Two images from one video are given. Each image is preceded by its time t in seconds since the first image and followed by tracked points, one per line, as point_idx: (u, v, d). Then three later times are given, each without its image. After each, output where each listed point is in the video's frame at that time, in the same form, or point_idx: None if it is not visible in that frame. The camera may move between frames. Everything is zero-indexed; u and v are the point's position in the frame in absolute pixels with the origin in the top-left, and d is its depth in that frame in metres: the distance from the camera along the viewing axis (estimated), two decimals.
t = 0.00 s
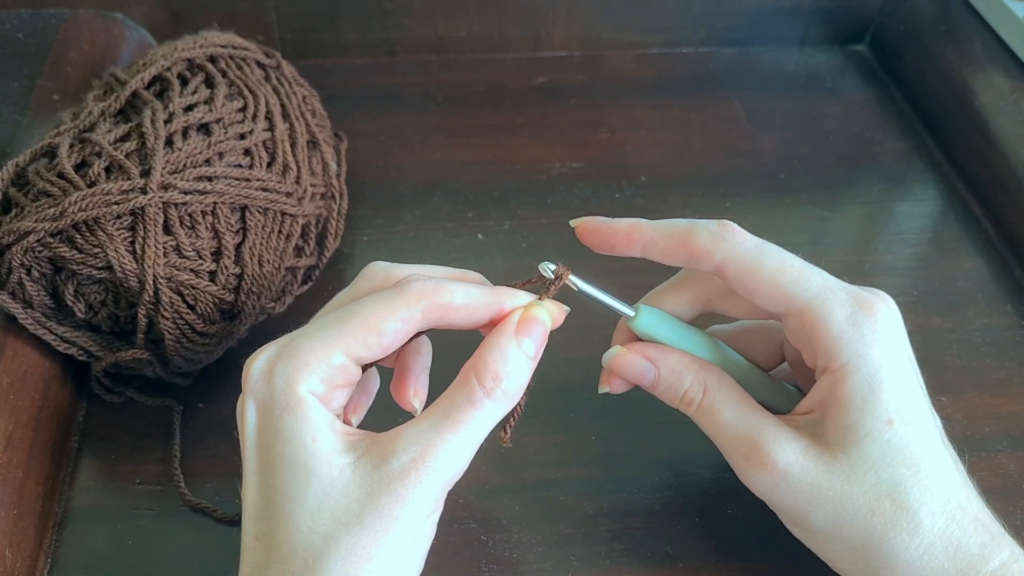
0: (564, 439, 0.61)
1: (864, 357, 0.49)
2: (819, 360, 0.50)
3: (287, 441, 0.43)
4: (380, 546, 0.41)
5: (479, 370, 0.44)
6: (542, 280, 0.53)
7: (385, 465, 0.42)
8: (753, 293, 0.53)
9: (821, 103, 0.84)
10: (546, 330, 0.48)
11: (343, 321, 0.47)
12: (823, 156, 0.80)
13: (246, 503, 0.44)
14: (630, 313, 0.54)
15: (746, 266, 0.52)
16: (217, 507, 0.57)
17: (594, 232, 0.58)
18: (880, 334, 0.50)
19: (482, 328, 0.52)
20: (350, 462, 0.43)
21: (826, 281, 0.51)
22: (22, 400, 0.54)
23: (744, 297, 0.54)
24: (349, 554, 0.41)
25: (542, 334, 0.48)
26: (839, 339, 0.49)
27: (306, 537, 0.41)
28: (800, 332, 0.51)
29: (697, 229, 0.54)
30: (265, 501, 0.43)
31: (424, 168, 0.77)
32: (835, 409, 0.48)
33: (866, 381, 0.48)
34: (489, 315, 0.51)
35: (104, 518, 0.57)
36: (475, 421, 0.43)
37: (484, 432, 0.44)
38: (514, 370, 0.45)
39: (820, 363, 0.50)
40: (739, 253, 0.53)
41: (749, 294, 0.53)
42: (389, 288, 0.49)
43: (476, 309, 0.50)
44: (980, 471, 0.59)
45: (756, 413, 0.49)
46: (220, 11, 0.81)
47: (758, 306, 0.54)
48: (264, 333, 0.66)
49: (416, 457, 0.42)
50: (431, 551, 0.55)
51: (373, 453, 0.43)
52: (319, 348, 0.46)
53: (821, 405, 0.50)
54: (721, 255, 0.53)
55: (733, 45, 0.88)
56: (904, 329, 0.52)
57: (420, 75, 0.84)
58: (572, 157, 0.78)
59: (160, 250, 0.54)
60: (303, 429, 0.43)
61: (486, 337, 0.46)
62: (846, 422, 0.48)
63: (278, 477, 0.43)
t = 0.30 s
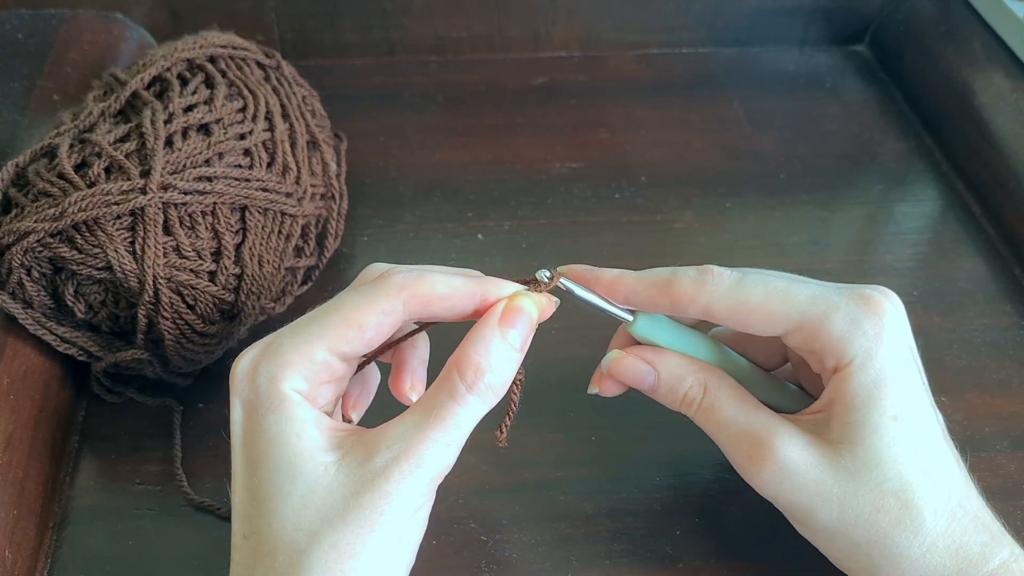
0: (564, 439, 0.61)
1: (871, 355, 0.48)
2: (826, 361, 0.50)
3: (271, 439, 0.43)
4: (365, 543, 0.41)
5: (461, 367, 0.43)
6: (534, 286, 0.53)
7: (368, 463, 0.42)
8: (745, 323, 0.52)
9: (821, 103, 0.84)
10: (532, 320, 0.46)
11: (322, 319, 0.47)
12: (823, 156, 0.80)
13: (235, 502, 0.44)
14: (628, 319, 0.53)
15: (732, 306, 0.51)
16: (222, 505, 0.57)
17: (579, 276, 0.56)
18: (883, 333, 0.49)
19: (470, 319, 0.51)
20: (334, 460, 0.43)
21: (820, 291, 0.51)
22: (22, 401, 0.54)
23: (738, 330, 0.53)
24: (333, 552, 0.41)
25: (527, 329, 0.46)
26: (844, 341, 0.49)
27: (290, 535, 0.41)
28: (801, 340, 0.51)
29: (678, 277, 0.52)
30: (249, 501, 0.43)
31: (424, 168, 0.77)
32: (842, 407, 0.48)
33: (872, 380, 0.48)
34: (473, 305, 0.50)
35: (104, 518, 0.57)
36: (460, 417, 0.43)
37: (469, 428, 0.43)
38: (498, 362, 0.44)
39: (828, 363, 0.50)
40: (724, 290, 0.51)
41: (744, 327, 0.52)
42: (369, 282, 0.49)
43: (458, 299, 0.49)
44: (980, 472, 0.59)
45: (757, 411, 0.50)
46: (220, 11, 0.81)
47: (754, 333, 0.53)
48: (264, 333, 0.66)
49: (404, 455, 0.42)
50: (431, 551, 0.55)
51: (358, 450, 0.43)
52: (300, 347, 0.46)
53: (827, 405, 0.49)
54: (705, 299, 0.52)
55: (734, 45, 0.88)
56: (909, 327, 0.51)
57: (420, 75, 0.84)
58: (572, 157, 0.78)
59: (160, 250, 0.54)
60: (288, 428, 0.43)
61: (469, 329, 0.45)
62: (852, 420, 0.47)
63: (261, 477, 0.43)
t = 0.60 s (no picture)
0: (565, 439, 0.61)
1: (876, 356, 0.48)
2: (832, 364, 0.49)
3: (275, 436, 0.43)
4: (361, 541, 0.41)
5: (460, 367, 0.42)
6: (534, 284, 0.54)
7: (366, 461, 0.42)
8: (749, 337, 0.51)
9: (821, 103, 0.84)
10: (535, 323, 0.46)
11: (328, 318, 0.47)
12: (823, 156, 0.80)
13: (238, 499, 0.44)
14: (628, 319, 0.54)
15: (737, 324, 0.50)
16: (229, 504, 0.57)
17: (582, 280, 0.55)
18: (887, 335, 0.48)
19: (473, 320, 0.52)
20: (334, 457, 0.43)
21: (819, 298, 0.50)
22: (22, 401, 0.54)
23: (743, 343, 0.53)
24: (329, 551, 0.41)
25: (528, 332, 0.45)
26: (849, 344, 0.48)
27: (290, 533, 0.41)
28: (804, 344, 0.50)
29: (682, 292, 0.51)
30: (251, 498, 0.43)
31: (424, 168, 0.77)
32: (843, 409, 0.48)
33: (876, 381, 0.47)
34: (477, 303, 0.50)
35: (104, 518, 0.57)
36: (460, 417, 0.42)
37: (469, 428, 0.43)
38: (499, 362, 0.43)
39: (832, 364, 0.49)
40: (726, 309, 0.50)
41: (748, 341, 0.51)
42: (375, 282, 0.50)
43: (461, 297, 0.50)
44: (980, 472, 0.59)
45: (763, 410, 0.50)
46: (220, 11, 0.81)
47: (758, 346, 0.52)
48: (264, 334, 0.66)
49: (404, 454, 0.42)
50: (431, 551, 0.55)
51: (357, 448, 0.43)
52: (306, 345, 0.46)
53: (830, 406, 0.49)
54: (707, 315, 0.51)
55: (734, 45, 0.88)
56: (917, 329, 0.51)
57: (420, 75, 0.84)
58: (572, 157, 0.78)
59: (160, 250, 0.54)
60: (292, 425, 0.44)
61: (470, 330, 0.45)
62: (854, 421, 0.47)
63: (264, 473, 0.43)
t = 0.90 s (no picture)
0: (565, 439, 0.61)
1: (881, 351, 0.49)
2: (838, 363, 0.50)
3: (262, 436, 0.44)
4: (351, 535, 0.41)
5: (428, 355, 0.42)
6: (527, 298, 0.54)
7: (348, 457, 0.42)
8: (752, 344, 0.52)
9: (821, 103, 0.84)
10: (511, 311, 0.45)
11: (306, 318, 0.49)
12: (823, 156, 0.80)
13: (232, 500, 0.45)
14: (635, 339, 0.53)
15: (738, 332, 0.51)
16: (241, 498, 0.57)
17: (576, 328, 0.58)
18: (892, 327, 0.50)
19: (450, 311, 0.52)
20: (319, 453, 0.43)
21: (818, 296, 0.51)
22: (23, 401, 0.54)
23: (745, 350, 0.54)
24: (323, 546, 0.41)
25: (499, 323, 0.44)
26: (854, 339, 0.49)
27: (277, 530, 0.41)
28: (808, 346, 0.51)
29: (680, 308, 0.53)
30: (240, 495, 0.43)
31: (424, 168, 0.77)
32: (863, 403, 0.49)
33: (885, 376, 0.48)
34: (453, 290, 0.50)
35: (105, 518, 0.57)
36: (435, 408, 0.42)
37: (446, 419, 0.42)
38: (472, 350, 0.43)
39: (839, 362, 0.50)
40: (726, 319, 0.51)
41: (751, 349, 0.52)
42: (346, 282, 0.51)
43: (433, 285, 0.50)
44: (980, 472, 0.59)
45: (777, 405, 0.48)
46: (220, 11, 0.81)
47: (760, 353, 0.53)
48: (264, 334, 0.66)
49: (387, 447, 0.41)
50: (431, 552, 0.56)
51: (338, 444, 0.42)
52: (284, 343, 0.47)
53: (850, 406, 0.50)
54: (707, 325, 0.52)
55: (734, 45, 0.88)
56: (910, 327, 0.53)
57: (420, 76, 0.84)
58: (573, 157, 0.78)
59: (160, 250, 0.54)
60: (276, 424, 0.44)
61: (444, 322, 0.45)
62: (875, 413, 0.48)
63: (252, 472, 0.43)
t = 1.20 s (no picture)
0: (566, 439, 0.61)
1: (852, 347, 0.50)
2: (808, 357, 0.51)
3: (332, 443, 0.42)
4: (409, 553, 0.41)
5: (536, 412, 0.45)
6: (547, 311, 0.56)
7: (433, 485, 0.42)
8: (729, 309, 0.54)
9: (822, 103, 0.84)
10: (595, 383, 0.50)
11: (406, 339, 0.46)
12: (823, 156, 0.80)
13: (281, 500, 0.43)
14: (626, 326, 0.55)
15: (716, 288, 0.54)
16: (236, 500, 0.57)
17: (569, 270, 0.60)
18: (859, 326, 0.51)
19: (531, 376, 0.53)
20: (401, 473, 0.43)
21: (797, 283, 0.53)
22: (23, 402, 0.54)
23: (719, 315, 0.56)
24: (388, 565, 0.41)
25: (586, 386, 0.49)
26: (822, 331, 0.50)
27: (342, 543, 0.41)
28: (779, 326, 0.52)
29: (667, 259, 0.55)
30: (298, 503, 0.42)
31: (425, 168, 0.77)
32: (839, 397, 0.49)
33: (858, 370, 0.49)
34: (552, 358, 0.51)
35: (106, 518, 0.57)
36: (520, 460, 0.44)
37: (526, 473, 0.45)
38: (565, 414, 0.46)
39: (809, 356, 0.51)
40: (709, 273, 0.54)
41: (727, 311, 0.54)
42: (453, 318, 0.49)
43: (535, 351, 0.50)
44: (980, 472, 0.59)
45: (761, 399, 0.50)
46: (220, 11, 0.81)
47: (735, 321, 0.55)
48: (265, 334, 0.66)
49: (470, 479, 0.43)
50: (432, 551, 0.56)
51: (423, 469, 0.43)
52: (378, 359, 0.45)
53: (823, 400, 0.50)
54: (691, 275, 0.54)
55: (734, 45, 0.88)
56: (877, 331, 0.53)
57: (420, 76, 0.84)
58: (573, 157, 0.78)
59: (160, 250, 0.54)
60: (354, 433, 0.43)
61: (537, 384, 0.48)
62: (855, 407, 0.48)
63: (315, 477, 0.42)
